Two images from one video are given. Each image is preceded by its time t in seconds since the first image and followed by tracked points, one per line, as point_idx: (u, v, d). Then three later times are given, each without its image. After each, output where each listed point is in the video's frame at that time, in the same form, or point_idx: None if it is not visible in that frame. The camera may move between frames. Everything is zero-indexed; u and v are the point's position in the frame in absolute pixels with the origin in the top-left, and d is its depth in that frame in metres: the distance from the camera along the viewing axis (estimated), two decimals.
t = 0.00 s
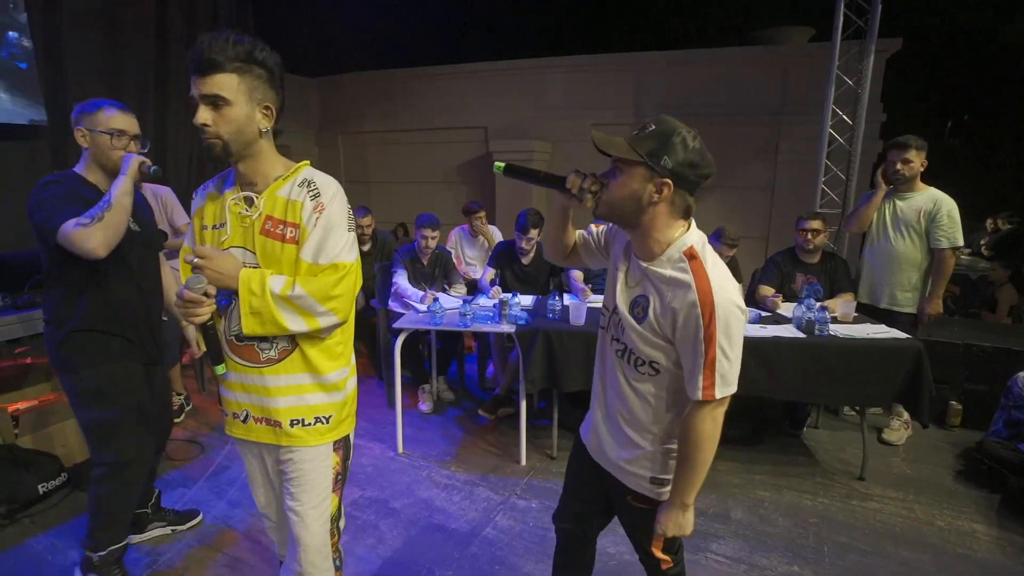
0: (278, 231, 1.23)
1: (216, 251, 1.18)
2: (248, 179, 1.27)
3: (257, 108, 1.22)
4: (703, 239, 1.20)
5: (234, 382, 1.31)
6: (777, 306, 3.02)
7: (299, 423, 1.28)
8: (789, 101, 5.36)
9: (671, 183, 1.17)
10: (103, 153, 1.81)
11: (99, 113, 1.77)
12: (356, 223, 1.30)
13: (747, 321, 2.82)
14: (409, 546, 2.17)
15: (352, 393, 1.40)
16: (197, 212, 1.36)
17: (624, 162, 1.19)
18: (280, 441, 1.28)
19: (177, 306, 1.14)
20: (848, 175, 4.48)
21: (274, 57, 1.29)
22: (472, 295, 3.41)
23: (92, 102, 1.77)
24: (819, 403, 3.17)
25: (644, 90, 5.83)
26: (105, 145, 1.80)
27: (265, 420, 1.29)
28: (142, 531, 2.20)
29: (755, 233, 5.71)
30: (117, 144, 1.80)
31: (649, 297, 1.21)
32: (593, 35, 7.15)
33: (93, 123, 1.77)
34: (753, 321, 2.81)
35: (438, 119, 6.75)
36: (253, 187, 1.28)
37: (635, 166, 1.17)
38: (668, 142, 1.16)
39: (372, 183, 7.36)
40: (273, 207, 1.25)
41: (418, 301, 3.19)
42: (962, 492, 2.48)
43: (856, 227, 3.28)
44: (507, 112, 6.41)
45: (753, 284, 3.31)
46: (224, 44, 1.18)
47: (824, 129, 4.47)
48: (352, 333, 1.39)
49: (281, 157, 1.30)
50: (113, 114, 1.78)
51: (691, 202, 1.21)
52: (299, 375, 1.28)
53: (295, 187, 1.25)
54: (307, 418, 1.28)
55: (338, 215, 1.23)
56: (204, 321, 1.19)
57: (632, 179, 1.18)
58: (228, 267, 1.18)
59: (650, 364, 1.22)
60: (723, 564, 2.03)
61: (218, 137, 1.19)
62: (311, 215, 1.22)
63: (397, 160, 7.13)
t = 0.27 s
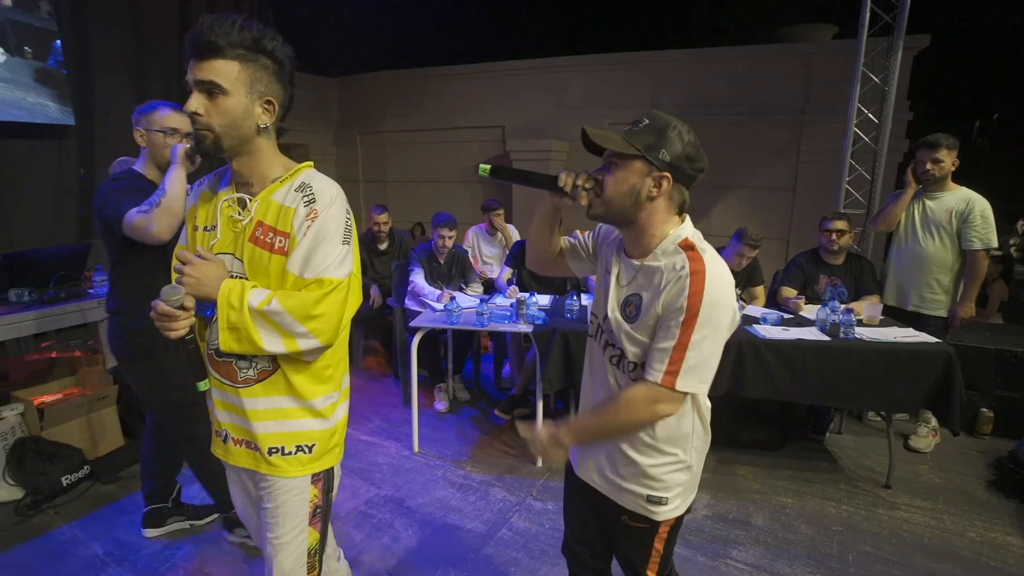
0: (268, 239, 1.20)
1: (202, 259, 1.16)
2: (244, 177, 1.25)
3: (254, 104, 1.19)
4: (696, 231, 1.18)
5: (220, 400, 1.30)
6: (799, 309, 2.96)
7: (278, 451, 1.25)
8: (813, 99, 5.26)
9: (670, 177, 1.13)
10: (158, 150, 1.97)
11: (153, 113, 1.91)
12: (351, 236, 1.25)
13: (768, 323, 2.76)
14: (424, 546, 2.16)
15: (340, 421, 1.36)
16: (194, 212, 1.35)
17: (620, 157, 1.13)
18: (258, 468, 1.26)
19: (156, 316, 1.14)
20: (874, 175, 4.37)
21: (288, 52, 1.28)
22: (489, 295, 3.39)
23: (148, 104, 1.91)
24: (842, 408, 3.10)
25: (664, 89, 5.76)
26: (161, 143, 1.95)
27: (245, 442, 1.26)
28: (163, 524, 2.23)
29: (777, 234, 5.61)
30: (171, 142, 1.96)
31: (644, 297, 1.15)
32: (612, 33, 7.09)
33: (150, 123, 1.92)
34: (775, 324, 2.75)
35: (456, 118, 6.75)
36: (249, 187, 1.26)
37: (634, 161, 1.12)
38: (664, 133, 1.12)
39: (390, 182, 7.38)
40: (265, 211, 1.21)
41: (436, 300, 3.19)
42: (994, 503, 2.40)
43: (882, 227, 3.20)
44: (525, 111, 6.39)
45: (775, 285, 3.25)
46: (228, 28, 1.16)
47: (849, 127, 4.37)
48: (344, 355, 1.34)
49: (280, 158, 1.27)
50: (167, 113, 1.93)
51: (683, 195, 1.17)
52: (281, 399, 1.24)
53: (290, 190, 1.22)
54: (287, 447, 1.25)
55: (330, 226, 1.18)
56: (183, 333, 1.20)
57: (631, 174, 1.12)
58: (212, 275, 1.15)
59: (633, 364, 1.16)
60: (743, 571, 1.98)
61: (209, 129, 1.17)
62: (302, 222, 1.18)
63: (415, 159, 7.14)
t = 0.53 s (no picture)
0: (286, 239, 1.15)
1: (214, 253, 1.09)
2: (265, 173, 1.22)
3: (283, 99, 1.16)
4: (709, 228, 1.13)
5: (229, 403, 1.22)
6: (832, 312, 2.93)
7: (285, 462, 1.14)
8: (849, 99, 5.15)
9: (685, 177, 1.10)
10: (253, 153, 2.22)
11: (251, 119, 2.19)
12: (372, 239, 1.17)
13: (800, 326, 2.74)
14: (454, 539, 2.21)
15: (356, 438, 1.24)
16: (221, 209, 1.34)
17: (637, 149, 1.09)
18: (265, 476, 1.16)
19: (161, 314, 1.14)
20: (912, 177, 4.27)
21: (326, 47, 1.27)
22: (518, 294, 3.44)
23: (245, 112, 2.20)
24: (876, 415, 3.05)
25: (695, 90, 5.73)
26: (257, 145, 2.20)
27: (256, 449, 1.18)
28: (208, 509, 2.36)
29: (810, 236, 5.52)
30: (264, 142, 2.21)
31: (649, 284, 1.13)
32: (642, 33, 7.07)
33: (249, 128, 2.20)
34: (807, 327, 2.73)
35: (485, 119, 6.83)
36: (274, 184, 1.23)
37: (650, 154, 1.08)
38: (684, 132, 1.10)
39: (419, 183, 7.50)
40: (286, 208, 1.17)
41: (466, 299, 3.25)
42: None
43: (919, 227, 3.15)
44: (554, 112, 6.43)
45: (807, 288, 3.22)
46: (262, 19, 1.14)
47: (887, 128, 4.28)
48: (361, 366, 1.25)
49: (306, 155, 1.23)
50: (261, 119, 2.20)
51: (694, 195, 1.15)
52: (292, 408, 1.15)
53: (313, 189, 1.17)
54: (295, 459, 1.14)
55: (347, 228, 1.11)
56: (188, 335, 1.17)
57: (645, 167, 1.08)
58: (224, 272, 1.09)
59: (635, 341, 1.11)
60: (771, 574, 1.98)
61: (235, 122, 1.15)
62: (321, 222, 1.12)
63: (444, 160, 7.24)
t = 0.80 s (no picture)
0: (315, 231, 1.14)
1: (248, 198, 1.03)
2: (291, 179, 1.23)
3: (313, 100, 1.17)
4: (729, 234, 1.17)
5: (250, 403, 1.23)
6: (858, 315, 2.93)
7: (320, 460, 1.15)
8: (880, 100, 5.09)
9: (702, 184, 1.14)
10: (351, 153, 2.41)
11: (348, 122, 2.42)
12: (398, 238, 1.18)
13: (825, 328, 2.75)
14: (481, 529, 2.30)
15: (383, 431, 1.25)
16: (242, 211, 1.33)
17: (657, 155, 1.15)
18: (297, 477, 1.16)
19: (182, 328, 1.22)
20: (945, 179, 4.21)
21: (347, 58, 1.28)
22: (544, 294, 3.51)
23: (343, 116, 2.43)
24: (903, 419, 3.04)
25: (722, 91, 5.72)
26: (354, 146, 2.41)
27: (286, 450, 1.17)
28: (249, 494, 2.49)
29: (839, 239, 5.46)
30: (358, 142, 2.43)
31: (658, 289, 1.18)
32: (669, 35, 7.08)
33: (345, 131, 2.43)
34: (832, 330, 2.74)
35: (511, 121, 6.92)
36: (297, 188, 1.22)
37: (669, 160, 1.14)
38: (704, 140, 1.14)
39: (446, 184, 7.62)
40: (313, 208, 1.17)
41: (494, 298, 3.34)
42: None
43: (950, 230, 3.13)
44: (580, 114, 6.48)
45: (833, 291, 3.22)
46: (289, 30, 1.14)
47: (919, 130, 4.22)
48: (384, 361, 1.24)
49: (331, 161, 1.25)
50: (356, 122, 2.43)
51: (712, 204, 1.19)
52: (324, 406, 1.15)
53: (342, 188, 1.18)
54: (329, 454, 1.15)
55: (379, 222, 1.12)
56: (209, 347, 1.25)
57: (662, 173, 1.14)
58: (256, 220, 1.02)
59: (639, 344, 1.19)
60: (792, 572, 2.02)
61: (264, 128, 1.13)
62: (353, 214, 1.12)
63: (470, 161, 7.35)
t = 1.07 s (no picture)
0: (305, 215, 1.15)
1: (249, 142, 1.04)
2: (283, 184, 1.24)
3: (303, 103, 1.21)
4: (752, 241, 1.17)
5: (253, 408, 1.20)
6: (869, 316, 2.95)
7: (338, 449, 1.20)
8: (894, 102, 5.08)
9: (724, 190, 1.14)
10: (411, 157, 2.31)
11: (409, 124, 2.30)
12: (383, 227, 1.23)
13: (836, 329, 2.79)
14: (496, 522, 2.36)
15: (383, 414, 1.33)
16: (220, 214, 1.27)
17: (680, 156, 1.16)
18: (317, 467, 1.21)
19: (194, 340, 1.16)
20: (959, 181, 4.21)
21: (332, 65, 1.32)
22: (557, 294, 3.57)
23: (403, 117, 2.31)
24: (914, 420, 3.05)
25: (734, 92, 5.73)
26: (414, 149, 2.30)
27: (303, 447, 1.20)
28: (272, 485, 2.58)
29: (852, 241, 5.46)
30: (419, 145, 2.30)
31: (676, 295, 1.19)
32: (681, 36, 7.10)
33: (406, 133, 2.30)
34: (842, 330, 2.77)
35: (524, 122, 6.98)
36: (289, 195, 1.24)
37: (691, 163, 1.14)
38: (729, 143, 1.15)
39: (459, 185, 7.70)
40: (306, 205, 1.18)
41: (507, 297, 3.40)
42: None
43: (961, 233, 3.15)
44: (593, 116, 6.53)
45: (845, 292, 3.24)
46: (288, 40, 1.19)
47: (933, 131, 4.22)
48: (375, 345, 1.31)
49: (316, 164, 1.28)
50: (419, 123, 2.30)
51: (737, 211, 1.18)
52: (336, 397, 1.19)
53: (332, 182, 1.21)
54: (347, 444, 1.20)
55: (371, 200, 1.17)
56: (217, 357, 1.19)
57: (683, 175, 1.15)
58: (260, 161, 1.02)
59: (652, 350, 1.22)
60: (802, 567, 2.06)
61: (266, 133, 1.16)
62: (344, 195, 1.16)
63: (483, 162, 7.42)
